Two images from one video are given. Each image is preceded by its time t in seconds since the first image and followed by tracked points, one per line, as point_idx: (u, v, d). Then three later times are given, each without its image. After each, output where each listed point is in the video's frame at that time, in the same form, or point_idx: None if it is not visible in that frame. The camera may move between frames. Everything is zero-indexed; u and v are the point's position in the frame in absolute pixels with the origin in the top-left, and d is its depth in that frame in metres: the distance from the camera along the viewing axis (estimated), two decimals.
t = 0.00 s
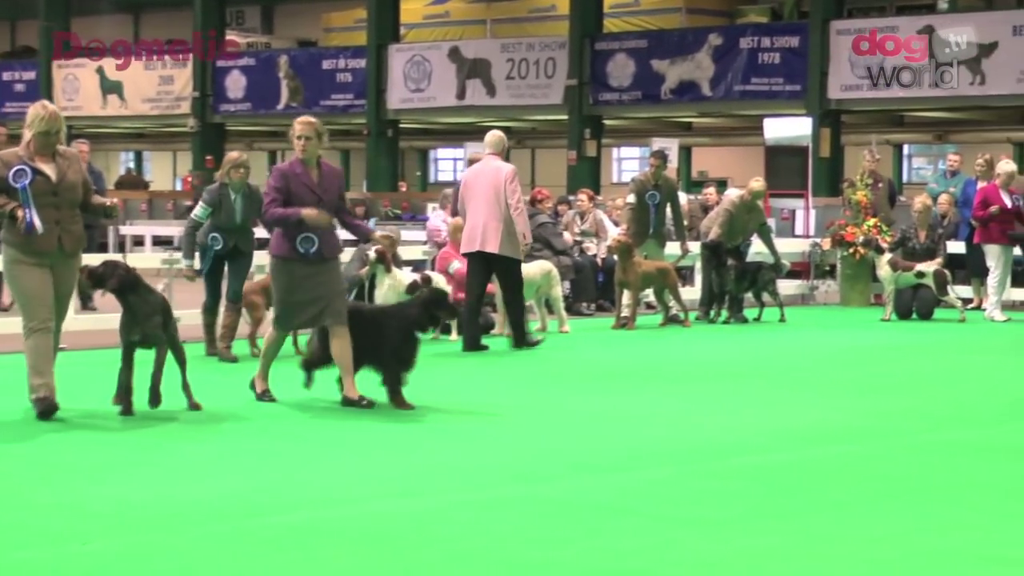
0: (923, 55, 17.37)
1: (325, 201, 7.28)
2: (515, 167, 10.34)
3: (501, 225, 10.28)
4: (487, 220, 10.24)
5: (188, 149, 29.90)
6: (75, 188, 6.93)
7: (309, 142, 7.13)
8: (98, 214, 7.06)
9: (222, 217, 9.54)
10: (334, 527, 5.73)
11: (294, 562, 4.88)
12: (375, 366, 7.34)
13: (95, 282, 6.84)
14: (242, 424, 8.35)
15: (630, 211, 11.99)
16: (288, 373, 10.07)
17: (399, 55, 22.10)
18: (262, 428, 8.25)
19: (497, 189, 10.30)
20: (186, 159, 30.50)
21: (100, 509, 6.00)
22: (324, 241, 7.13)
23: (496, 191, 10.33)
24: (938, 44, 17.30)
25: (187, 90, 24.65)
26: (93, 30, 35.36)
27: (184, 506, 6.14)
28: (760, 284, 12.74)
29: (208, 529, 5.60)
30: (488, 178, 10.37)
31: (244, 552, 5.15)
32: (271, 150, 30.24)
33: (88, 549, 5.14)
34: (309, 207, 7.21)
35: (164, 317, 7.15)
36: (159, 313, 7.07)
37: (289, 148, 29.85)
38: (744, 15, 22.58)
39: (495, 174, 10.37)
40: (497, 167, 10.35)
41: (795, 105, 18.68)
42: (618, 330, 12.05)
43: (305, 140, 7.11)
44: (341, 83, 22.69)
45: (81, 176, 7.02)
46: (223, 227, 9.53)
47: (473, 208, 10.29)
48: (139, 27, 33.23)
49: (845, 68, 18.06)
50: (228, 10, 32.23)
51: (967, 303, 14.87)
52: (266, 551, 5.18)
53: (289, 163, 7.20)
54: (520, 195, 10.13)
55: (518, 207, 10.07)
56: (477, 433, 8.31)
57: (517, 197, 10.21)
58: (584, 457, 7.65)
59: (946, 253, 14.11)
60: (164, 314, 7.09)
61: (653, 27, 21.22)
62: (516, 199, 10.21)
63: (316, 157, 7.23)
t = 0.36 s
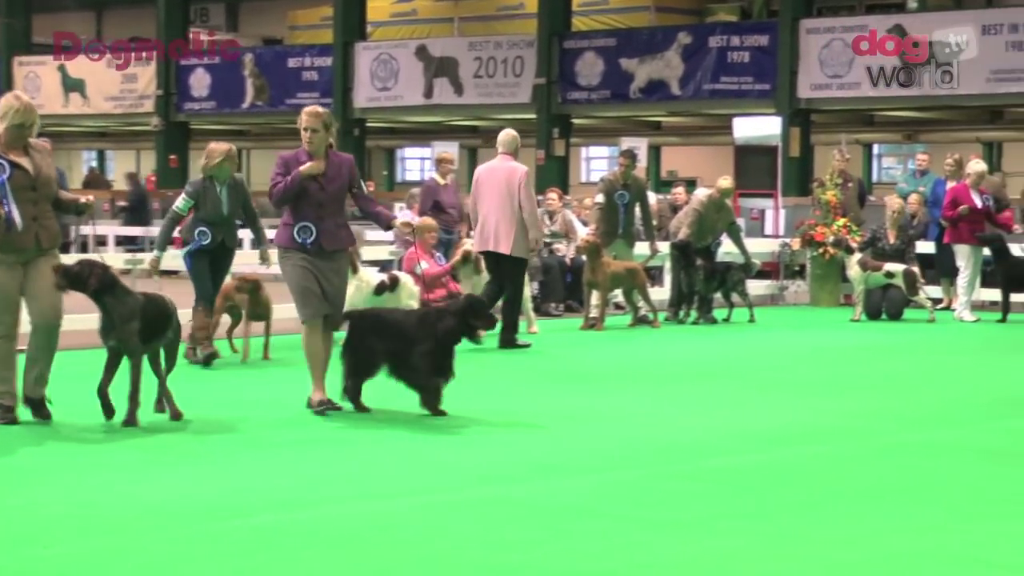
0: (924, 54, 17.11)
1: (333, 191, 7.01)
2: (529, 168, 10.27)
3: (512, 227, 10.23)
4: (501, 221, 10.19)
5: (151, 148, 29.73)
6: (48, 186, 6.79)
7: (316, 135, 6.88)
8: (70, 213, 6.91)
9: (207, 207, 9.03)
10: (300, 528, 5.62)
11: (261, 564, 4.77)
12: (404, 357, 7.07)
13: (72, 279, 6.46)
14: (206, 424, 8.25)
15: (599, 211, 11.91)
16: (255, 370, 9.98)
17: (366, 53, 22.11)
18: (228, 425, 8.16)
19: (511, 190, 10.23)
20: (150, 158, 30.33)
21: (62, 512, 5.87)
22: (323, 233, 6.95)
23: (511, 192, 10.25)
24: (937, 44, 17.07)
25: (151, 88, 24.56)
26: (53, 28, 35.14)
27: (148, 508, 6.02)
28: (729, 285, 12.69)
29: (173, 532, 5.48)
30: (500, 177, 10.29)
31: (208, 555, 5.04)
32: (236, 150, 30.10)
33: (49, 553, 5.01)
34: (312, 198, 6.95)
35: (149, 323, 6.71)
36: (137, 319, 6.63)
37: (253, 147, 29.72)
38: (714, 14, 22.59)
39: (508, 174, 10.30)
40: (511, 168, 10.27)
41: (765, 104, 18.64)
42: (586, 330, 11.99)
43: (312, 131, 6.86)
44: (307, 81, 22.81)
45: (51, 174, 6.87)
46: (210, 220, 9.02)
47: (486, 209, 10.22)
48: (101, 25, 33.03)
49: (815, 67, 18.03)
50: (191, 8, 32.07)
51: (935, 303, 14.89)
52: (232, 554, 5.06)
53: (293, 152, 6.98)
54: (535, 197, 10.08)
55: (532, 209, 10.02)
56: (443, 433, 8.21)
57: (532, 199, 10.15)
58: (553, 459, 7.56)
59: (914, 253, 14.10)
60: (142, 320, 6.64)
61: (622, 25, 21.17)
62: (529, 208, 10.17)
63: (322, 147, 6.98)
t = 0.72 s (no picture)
0: (924, 54, 16.80)
1: (320, 193, 6.82)
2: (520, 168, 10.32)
3: (504, 223, 10.27)
4: (493, 222, 10.24)
5: (101, 146, 29.44)
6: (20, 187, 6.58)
7: (299, 139, 6.76)
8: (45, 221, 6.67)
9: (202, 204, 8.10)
10: (249, 532, 5.44)
11: (210, 568, 4.58)
12: (423, 400, 6.78)
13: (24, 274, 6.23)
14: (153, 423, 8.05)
15: (557, 210, 11.76)
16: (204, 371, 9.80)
17: (319, 50, 21.89)
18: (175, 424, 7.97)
19: (503, 187, 10.27)
20: (100, 156, 30.04)
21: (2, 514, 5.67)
22: (311, 237, 6.76)
23: (502, 190, 10.29)
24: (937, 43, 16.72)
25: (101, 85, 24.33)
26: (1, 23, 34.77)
27: (91, 509, 5.82)
28: (688, 285, 12.62)
29: (117, 535, 5.29)
30: (491, 178, 10.31)
31: (154, 559, 4.84)
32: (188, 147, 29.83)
33: None
34: (302, 200, 6.74)
35: (110, 328, 6.43)
36: (91, 321, 6.37)
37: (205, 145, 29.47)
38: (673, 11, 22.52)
39: (498, 175, 10.32)
40: (501, 166, 10.33)
41: (724, 103, 18.55)
42: (543, 331, 11.88)
43: (294, 135, 6.74)
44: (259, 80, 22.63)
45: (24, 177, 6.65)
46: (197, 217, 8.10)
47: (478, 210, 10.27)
48: (50, 21, 32.69)
49: (774, 65, 17.96)
50: (142, 4, 31.76)
51: (894, 303, 14.83)
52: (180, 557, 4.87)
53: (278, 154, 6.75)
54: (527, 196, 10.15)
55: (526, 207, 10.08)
56: (398, 435, 8.04)
57: (524, 198, 10.22)
58: (508, 462, 7.40)
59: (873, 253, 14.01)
60: (98, 323, 6.37)
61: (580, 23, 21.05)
62: (521, 200, 10.21)
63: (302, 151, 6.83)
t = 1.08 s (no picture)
0: (924, 56, 16.39)
1: (278, 191, 6.53)
2: (494, 170, 10.11)
3: (481, 225, 10.11)
4: (468, 226, 10.07)
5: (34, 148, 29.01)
6: None
7: (252, 136, 6.47)
8: None
9: (186, 204, 7.59)
10: (175, 540, 5.22)
11: None
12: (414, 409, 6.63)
13: None
14: (78, 428, 7.79)
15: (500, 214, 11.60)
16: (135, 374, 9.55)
17: (258, 51, 21.70)
18: (100, 426, 7.71)
19: (478, 189, 10.09)
20: (34, 158, 29.61)
21: None
22: (263, 238, 6.49)
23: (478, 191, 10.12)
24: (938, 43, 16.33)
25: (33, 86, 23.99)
26: None
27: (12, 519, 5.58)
28: (632, 291, 12.57)
29: (37, 545, 5.06)
30: (466, 181, 10.12)
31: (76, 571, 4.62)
32: (122, 150, 29.44)
33: None
34: (254, 199, 6.47)
35: (52, 339, 5.99)
36: (33, 335, 5.91)
37: (141, 148, 29.10)
38: (616, 13, 22.45)
39: (474, 178, 10.13)
40: (476, 167, 10.16)
41: (669, 105, 18.42)
42: (485, 338, 11.69)
43: (246, 133, 6.45)
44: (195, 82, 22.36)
45: None
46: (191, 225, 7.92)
47: (453, 213, 10.10)
48: None
49: (719, 68, 17.84)
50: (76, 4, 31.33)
51: (840, 309, 14.71)
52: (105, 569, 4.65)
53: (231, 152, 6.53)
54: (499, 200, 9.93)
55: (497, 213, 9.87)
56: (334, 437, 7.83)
57: (496, 202, 10.00)
58: (447, 469, 7.21)
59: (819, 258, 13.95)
60: (39, 337, 5.92)
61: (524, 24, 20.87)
62: (494, 204, 9.99)
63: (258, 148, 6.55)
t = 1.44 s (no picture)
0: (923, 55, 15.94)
1: (225, 189, 5.89)
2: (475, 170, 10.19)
3: (458, 223, 10.15)
4: (446, 224, 10.10)
5: None
6: None
7: (196, 129, 5.82)
8: None
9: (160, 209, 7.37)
10: (98, 542, 4.95)
11: None
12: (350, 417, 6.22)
13: None
14: None
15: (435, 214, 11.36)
16: (52, 375, 9.23)
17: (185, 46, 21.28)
18: (7, 427, 7.40)
19: (458, 188, 10.15)
20: None
21: None
22: (207, 241, 5.85)
23: (457, 191, 10.18)
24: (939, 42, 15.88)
25: None
26: None
27: None
28: (571, 293, 12.31)
29: None
30: (446, 179, 10.18)
31: None
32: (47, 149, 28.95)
33: None
34: (198, 199, 5.83)
35: None
36: None
37: (67, 146, 28.63)
38: (554, 9, 22.26)
39: (453, 177, 10.19)
40: (456, 166, 10.21)
41: (609, 103, 18.22)
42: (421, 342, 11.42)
43: (189, 126, 5.81)
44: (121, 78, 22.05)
45: None
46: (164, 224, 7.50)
47: (431, 211, 10.14)
48: None
49: (660, 65, 17.68)
50: None
51: (783, 311, 14.53)
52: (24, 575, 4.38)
53: (175, 148, 5.90)
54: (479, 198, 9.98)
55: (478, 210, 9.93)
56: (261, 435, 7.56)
57: (477, 201, 10.07)
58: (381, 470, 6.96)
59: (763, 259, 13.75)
60: None
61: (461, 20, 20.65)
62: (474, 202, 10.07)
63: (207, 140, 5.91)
